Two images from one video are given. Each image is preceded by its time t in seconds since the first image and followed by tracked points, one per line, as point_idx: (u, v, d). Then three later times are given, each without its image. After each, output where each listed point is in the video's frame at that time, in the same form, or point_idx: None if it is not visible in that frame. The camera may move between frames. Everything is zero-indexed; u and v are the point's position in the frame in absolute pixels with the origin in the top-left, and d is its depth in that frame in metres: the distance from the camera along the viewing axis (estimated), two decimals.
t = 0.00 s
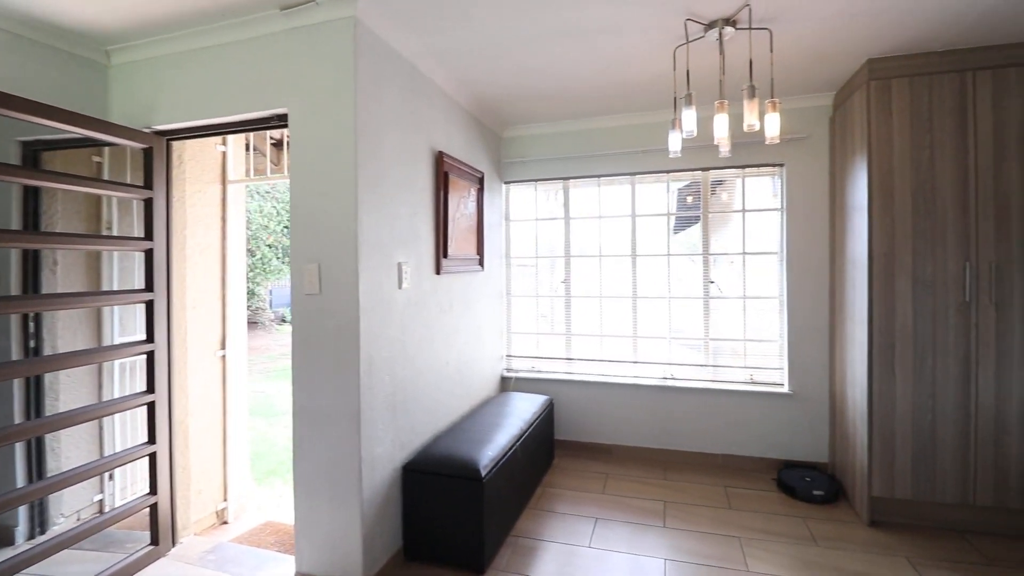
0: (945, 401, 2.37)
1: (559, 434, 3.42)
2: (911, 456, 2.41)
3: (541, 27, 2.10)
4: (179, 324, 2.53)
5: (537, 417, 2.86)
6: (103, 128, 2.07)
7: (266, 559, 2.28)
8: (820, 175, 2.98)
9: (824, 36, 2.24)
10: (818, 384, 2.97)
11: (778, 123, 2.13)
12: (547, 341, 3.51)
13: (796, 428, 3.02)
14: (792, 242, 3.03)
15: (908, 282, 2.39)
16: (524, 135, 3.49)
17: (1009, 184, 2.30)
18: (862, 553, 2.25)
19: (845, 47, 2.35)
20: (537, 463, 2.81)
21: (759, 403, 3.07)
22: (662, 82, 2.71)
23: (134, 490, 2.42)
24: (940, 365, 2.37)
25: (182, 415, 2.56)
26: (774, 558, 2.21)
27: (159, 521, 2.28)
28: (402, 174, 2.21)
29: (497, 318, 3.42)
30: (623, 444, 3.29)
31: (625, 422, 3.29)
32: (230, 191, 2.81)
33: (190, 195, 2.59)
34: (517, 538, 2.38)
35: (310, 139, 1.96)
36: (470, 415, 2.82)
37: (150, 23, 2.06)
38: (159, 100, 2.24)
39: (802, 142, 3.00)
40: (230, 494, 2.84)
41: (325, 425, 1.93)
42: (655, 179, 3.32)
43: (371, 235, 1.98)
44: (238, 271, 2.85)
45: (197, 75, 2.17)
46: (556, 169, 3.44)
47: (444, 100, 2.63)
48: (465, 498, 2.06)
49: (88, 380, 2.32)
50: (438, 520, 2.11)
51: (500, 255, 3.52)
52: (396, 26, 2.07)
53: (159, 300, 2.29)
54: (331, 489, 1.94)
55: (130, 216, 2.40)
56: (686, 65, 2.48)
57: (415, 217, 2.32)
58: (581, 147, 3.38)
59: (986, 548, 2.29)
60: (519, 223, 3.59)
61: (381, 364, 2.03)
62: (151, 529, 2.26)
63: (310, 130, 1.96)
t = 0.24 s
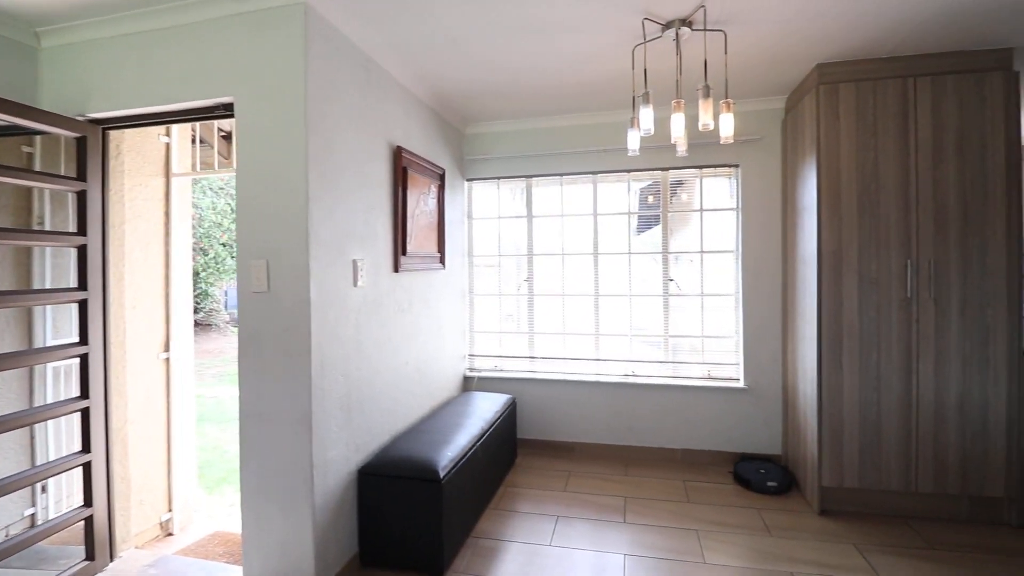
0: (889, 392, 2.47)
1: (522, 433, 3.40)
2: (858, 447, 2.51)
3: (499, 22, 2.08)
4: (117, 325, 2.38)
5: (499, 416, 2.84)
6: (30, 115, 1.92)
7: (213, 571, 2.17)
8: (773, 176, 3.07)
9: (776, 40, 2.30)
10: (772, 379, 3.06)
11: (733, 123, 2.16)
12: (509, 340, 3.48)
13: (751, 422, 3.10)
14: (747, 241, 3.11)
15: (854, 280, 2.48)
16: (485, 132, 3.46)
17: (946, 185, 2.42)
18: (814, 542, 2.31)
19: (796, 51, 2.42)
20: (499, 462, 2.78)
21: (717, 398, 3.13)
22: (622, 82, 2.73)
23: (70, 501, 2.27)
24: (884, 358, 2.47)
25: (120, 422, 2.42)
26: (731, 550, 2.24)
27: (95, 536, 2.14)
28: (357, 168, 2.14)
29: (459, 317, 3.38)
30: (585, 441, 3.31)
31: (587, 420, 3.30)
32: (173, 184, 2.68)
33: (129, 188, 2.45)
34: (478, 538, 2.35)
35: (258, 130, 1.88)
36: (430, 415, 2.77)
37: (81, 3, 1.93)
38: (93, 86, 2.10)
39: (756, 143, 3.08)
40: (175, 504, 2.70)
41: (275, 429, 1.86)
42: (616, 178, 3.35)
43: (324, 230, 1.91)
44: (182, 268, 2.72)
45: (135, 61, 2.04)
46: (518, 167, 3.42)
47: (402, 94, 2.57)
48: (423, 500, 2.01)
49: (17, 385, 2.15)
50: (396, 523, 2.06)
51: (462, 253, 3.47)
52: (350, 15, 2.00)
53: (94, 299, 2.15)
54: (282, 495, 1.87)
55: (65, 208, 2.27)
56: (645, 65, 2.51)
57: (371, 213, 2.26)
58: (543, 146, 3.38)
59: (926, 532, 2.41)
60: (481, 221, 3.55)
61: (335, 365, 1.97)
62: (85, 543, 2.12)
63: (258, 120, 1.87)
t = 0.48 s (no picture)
0: (843, 387, 2.55)
1: (488, 433, 3.37)
2: (815, 440, 2.57)
3: (461, 15, 2.04)
4: (54, 327, 2.24)
5: (464, 416, 2.80)
6: None
7: None
8: (734, 176, 3.13)
9: (736, 42, 2.34)
10: (733, 375, 3.12)
11: (694, 122, 2.18)
12: (476, 339, 3.44)
13: (714, 418, 3.15)
14: (710, 240, 3.15)
15: (810, 278, 2.55)
16: (450, 129, 3.41)
17: (896, 186, 2.50)
18: (772, 533, 2.36)
19: (754, 53, 2.47)
20: (465, 463, 2.74)
21: (681, 394, 3.17)
22: (586, 79, 2.73)
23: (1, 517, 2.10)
24: (838, 354, 2.55)
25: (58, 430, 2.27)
26: (693, 544, 2.27)
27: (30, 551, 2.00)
28: (313, 162, 2.07)
29: (424, 316, 3.33)
30: (551, 440, 3.30)
31: (554, 418, 3.29)
32: (118, 177, 2.54)
33: (68, 181, 2.31)
34: (442, 541, 2.31)
35: (205, 121, 1.80)
36: (393, 417, 2.72)
37: None
38: (25, 71, 1.96)
39: (717, 144, 3.14)
40: (120, 516, 2.57)
41: (225, 434, 1.81)
42: (583, 178, 3.35)
43: (276, 227, 1.85)
44: (128, 267, 2.58)
45: (72, 45, 1.92)
46: (483, 164, 3.39)
47: (362, 87, 2.50)
48: (383, 504, 1.97)
49: None
50: (354, 528, 2.01)
51: (427, 251, 3.42)
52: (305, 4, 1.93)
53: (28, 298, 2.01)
54: (232, 503, 1.81)
55: None
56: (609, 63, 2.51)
57: (329, 208, 2.19)
58: (508, 143, 3.35)
59: (878, 521, 2.49)
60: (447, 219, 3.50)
61: (288, 367, 1.91)
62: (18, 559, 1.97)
63: (206, 111, 1.79)
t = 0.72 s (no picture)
0: (808, 383, 2.60)
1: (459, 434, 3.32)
2: (780, 435, 2.62)
3: (427, 6, 2.00)
4: None
5: (434, 417, 2.75)
6: None
7: None
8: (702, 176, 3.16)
9: (703, 41, 2.36)
10: (702, 372, 3.15)
11: (662, 120, 2.19)
12: (446, 339, 3.39)
13: (683, 415, 3.17)
14: (679, 239, 3.18)
15: (775, 275, 2.59)
16: (420, 125, 3.36)
17: (856, 186, 2.56)
18: (739, 528, 2.39)
19: (721, 53, 2.50)
20: (434, 465, 2.69)
21: (651, 392, 3.19)
22: (557, 76, 2.71)
23: None
24: (802, 351, 2.59)
25: None
26: (662, 541, 2.27)
27: None
28: (272, 156, 1.99)
29: (393, 315, 3.26)
30: (522, 440, 3.27)
31: (525, 418, 3.27)
32: (64, 170, 2.40)
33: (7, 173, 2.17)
34: (409, 545, 2.26)
35: (156, 111, 1.71)
36: (360, 418, 2.65)
37: None
38: None
39: (686, 144, 3.17)
40: (67, 527, 2.42)
41: (177, 439, 1.72)
42: (554, 176, 3.34)
43: (231, 222, 1.77)
44: (76, 265, 2.44)
45: (10, 27, 1.80)
46: (454, 161, 3.34)
47: (326, 80, 2.43)
48: (346, 509, 1.91)
49: None
50: (317, 535, 1.95)
51: (396, 249, 3.35)
52: None
53: None
54: (185, 511, 1.73)
55: None
56: (578, 60, 2.50)
57: (290, 204, 2.11)
58: (479, 140, 3.32)
59: (840, 513, 2.55)
60: (417, 217, 3.44)
61: (245, 368, 1.83)
62: None
63: (156, 101, 1.71)
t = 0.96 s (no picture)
0: (778, 379, 2.63)
1: (433, 435, 3.27)
2: (752, 431, 2.64)
3: None
4: None
5: (407, 418, 2.71)
6: None
7: None
8: (676, 175, 3.18)
9: (676, 40, 2.37)
10: (676, 370, 3.17)
11: (635, 118, 2.18)
12: (419, 339, 3.34)
13: (658, 412, 3.19)
14: (653, 237, 3.19)
15: (746, 274, 2.62)
16: (393, 121, 3.30)
17: (824, 185, 2.60)
18: (711, 524, 2.40)
19: (693, 53, 2.51)
20: (406, 467, 2.64)
21: (626, 390, 3.19)
22: (531, 73, 2.69)
23: None
24: (772, 348, 2.62)
25: None
26: (635, 539, 2.27)
27: None
28: (234, 150, 1.93)
29: (365, 315, 3.20)
30: (498, 440, 3.24)
31: (500, 418, 3.24)
32: (13, 163, 2.28)
33: None
34: (380, 549, 2.21)
35: (108, 104, 1.65)
36: (329, 421, 2.59)
37: None
38: None
39: (660, 143, 3.18)
40: (17, 539, 2.30)
41: (132, 445, 1.65)
42: (529, 175, 3.32)
43: (188, 218, 1.70)
44: (26, 262, 2.32)
45: None
46: (428, 158, 3.29)
47: (293, 73, 2.36)
48: (313, 514, 1.86)
49: None
50: (283, 541, 1.89)
51: (369, 248, 3.28)
52: None
53: None
54: (141, 520, 1.66)
55: None
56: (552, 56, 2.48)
57: (254, 199, 2.04)
58: (453, 137, 3.28)
59: (809, 507, 2.59)
60: (390, 214, 3.38)
61: (205, 370, 1.76)
62: None
63: (110, 92, 1.64)
